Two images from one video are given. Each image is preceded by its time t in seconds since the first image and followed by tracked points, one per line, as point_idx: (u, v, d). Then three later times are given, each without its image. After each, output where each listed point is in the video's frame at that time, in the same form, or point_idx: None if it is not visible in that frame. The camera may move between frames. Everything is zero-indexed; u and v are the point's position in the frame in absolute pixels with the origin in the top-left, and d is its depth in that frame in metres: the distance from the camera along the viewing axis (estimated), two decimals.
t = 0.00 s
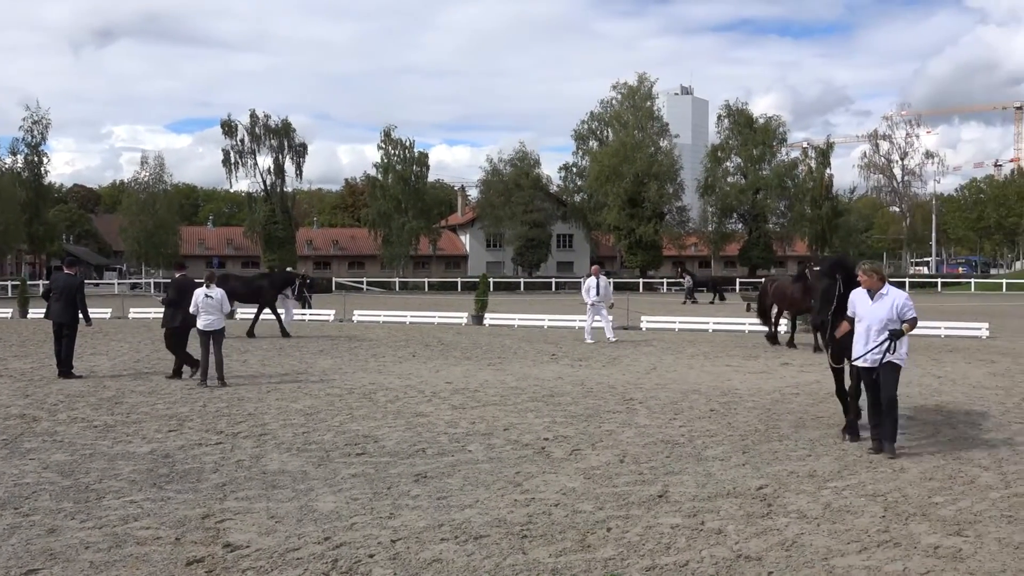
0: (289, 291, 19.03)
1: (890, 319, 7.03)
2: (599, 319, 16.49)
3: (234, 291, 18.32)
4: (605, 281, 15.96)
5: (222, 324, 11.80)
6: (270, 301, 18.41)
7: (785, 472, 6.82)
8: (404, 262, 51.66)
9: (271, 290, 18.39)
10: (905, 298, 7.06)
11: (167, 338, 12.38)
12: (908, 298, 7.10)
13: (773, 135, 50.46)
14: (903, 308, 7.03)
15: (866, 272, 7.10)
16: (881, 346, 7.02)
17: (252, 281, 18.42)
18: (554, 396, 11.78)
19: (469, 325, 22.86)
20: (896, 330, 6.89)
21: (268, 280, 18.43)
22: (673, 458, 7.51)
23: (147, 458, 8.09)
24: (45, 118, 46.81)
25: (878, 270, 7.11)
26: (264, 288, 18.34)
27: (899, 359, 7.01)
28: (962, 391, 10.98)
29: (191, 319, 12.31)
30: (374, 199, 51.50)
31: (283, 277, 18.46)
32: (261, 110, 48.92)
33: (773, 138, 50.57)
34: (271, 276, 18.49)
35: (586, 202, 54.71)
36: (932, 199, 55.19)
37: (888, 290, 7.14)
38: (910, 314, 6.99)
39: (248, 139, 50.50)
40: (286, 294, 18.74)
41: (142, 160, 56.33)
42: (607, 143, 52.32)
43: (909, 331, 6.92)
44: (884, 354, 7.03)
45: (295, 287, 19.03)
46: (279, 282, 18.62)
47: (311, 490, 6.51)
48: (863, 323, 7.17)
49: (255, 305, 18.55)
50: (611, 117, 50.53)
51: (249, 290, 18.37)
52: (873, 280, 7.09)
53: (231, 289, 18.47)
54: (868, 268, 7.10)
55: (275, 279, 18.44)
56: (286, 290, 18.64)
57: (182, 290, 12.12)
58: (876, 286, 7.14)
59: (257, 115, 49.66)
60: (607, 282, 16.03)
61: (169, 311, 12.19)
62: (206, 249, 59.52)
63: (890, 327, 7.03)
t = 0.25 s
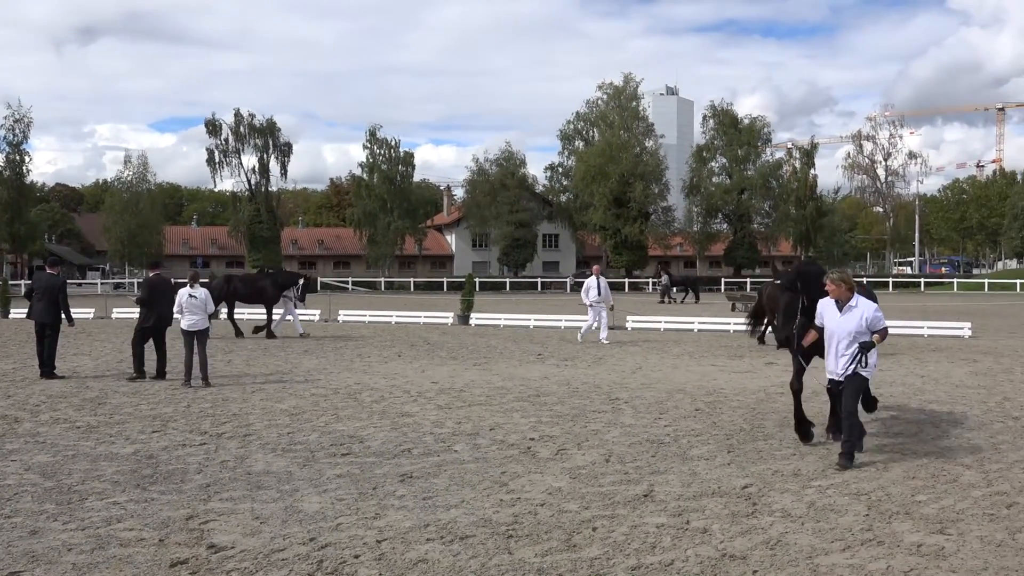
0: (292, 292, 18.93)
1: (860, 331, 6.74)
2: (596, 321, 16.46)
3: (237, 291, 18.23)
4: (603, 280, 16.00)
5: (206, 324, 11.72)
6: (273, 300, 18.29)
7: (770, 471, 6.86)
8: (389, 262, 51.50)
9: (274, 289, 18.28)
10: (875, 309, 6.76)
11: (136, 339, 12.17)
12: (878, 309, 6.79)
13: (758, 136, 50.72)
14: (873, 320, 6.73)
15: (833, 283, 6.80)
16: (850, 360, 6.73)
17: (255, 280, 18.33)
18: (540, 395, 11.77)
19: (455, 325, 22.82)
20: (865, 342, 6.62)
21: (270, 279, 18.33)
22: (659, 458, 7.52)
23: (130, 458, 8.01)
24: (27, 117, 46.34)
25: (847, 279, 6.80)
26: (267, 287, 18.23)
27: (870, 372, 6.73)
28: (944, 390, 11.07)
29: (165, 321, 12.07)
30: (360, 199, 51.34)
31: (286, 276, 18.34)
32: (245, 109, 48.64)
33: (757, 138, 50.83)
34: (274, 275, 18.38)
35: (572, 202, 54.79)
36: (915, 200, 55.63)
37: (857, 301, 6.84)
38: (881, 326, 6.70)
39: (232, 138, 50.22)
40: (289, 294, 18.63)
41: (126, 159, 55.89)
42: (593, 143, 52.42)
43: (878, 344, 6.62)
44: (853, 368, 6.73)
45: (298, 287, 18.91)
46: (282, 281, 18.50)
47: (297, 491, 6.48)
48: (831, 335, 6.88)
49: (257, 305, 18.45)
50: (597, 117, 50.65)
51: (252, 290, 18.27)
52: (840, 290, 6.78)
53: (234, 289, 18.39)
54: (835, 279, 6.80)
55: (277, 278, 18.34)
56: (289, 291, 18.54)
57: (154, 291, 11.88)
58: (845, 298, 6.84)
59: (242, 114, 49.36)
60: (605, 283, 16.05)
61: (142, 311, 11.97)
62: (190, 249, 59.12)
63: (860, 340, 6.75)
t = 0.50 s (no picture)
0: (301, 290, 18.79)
1: (833, 324, 6.51)
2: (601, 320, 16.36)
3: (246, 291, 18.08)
4: (607, 279, 16.06)
5: (199, 324, 11.70)
6: (283, 300, 18.17)
7: (762, 470, 6.88)
8: (382, 262, 51.43)
9: (284, 289, 18.16)
10: (848, 300, 6.50)
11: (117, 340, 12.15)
12: (852, 302, 6.53)
13: (750, 136, 50.82)
14: (846, 312, 6.48)
15: (804, 274, 6.59)
16: (821, 355, 6.52)
17: (264, 280, 18.19)
18: (532, 395, 11.77)
19: (448, 325, 22.83)
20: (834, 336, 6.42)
21: (280, 279, 18.21)
22: (651, 458, 7.52)
23: (122, 459, 7.97)
24: (18, 116, 46.12)
25: (817, 270, 6.58)
26: (277, 287, 18.12)
27: (842, 367, 6.53)
28: (936, 390, 11.12)
29: (146, 321, 12.03)
30: (353, 199, 51.28)
31: (295, 276, 18.25)
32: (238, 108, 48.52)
33: (750, 139, 50.93)
34: (283, 275, 18.25)
35: (565, 202, 54.81)
36: (906, 200, 55.84)
37: (829, 292, 6.60)
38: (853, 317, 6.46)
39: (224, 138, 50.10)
40: (298, 294, 18.53)
41: (117, 159, 55.67)
42: (586, 143, 52.46)
43: (850, 337, 6.40)
44: (824, 363, 6.53)
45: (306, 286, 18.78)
46: (290, 282, 18.38)
47: (289, 491, 6.46)
48: (804, 329, 6.65)
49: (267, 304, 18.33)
50: (590, 118, 50.69)
51: (261, 290, 18.14)
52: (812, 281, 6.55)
53: (243, 289, 18.22)
54: (806, 270, 6.57)
55: (287, 278, 18.22)
56: (298, 289, 18.38)
57: (131, 292, 11.83)
58: (817, 288, 6.61)
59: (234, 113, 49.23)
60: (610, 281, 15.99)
61: (123, 312, 11.95)
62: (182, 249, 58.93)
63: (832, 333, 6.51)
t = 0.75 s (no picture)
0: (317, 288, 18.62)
1: (804, 336, 6.16)
2: (610, 320, 16.30)
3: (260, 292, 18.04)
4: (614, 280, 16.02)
5: (196, 324, 11.68)
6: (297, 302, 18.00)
7: (758, 470, 6.89)
8: (380, 262, 51.41)
9: (297, 290, 17.95)
10: (821, 311, 6.16)
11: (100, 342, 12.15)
12: (824, 312, 6.16)
13: (748, 136, 50.86)
14: (817, 324, 6.12)
15: (777, 281, 6.23)
16: (790, 368, 6.17)
17: (279, 281, 18.03)
18: (530, 396, 11.76)
19: (446, 325, 22.82)
20: (804, 348, 6.06)
21: (294, 280, 18.00)
22: (650, 458, 7.51)
23: (120, 459, 7.96)
24: (15, 116, 46.02)
25: (789, 278, 6.21)
26: (290, 289, 17.94)
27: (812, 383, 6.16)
28: (933, 390, 11.13)
29: (126, 320, 12.04)
30: (351, 199, 51.26)
31: (309, 277, 17.99)
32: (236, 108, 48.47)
33: (747, 139, 50.97)
34: (296, 276, 18.03)
35: (562, 202, 54.83)
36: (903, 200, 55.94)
37: (800, 301, 6.25)
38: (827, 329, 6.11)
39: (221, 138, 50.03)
40: (315, 294, 18.33)
41: (114, 159, 55.57)
42: (583, 143, 52.47)
43: (820, 350, 6.04)
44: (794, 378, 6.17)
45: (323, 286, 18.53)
46: (306, 281, 18.15)
47: (286, 491, 6.45)
48: (775, 340, 6.31)
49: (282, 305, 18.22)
50: (588, 118, 50.71)
51: (275, 291, 18.00)
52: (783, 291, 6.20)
53: (258, 290, 18.17)
54: (777, 278, 6.23)
55: (301, 279, 17.99)
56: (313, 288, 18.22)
57: (108, 292, 11.80)
58: (789, 297, 6.26)
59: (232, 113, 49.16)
60: (615, 282, 15.92)
61: (102, 312, 11.96)
62: (179, 249, 58.85)
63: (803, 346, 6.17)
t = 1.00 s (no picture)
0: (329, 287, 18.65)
1: (781, 327, 6.06)
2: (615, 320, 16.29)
3: (275, 292, 17.94)
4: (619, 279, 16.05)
5: (191, 324, 11.66)
6: (314, 301, 18.07)
7: (753, 469, 6.90)
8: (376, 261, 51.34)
9: (315, 290, 18.02)
10: (797, 301, 6.09)
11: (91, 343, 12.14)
12: (800, 302, 6.11)
13: (743, 136, 50.89)
14: (794, 314, 6.05)
15: (753, 270, 6.13)
16: (766, 359, 6.04)
17: (294, 281, 17.97)
18: (526, 395, 11.75)
19: (441, 324, 22.80)
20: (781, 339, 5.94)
21: (309, 279, 18.03)
22: (645, 457, 7.52)
23: (115, 460, 7.94)
24: (9, 116, 45.85)
25: (767, 268, 6.13)
26: (307, 288, 17.95)
27: (787, 375, 6.02)
28: (929, 390, 11.14)
29: (111, 320, 12.05)
30: (346, 198, 51.17)
31: (324, 275, 18.10)
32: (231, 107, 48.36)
33: (743, 139, 51.01)
34: (312, 274, 18.10)
35: (558, 202, 54.80)
36: (899, 200, 56.05)
37: (777, 291, 6.16)
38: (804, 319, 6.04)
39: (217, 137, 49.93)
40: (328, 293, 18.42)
41: (109, 158, 55.41)
42: (579, 143, 52.48)
43: (796, 341, 5.94)
44: (770, 369, 6.03)
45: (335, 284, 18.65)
46: (319, 280, 18.24)
47: (281, 492, 6.44)
48: (750, 331, 6.19)
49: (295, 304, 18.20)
50: (583, 117, 50.70)
51: (291, 291, 17.95)
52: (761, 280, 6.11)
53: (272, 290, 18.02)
54: (754, 266, 6.13)
55: (317, 278, 18.08)
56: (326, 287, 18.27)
57: (93, 292, 11.80)
58: (765, 287, 6.17)
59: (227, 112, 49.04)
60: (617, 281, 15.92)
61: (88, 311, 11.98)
62: (174, 249, 58.73)
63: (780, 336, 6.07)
